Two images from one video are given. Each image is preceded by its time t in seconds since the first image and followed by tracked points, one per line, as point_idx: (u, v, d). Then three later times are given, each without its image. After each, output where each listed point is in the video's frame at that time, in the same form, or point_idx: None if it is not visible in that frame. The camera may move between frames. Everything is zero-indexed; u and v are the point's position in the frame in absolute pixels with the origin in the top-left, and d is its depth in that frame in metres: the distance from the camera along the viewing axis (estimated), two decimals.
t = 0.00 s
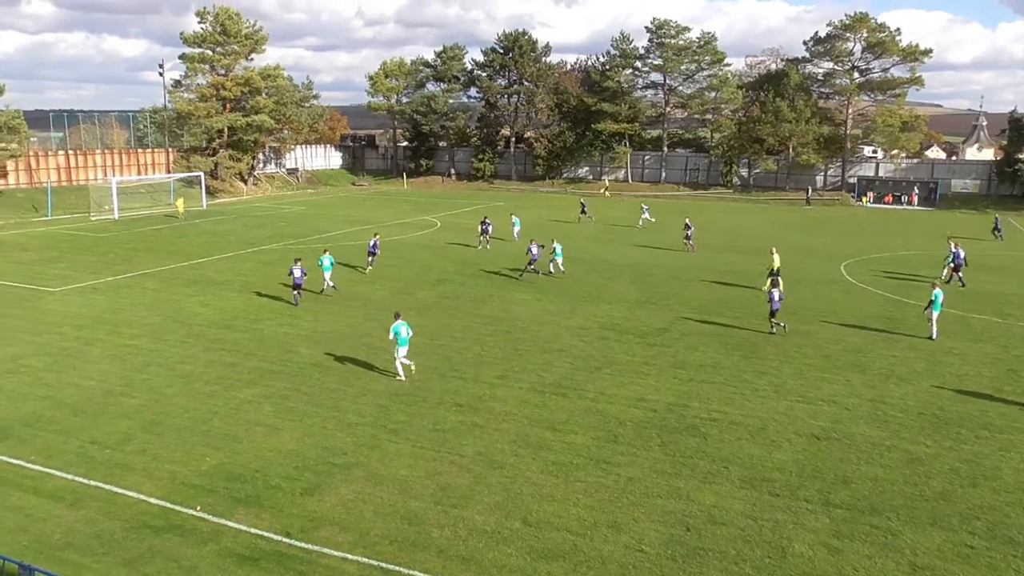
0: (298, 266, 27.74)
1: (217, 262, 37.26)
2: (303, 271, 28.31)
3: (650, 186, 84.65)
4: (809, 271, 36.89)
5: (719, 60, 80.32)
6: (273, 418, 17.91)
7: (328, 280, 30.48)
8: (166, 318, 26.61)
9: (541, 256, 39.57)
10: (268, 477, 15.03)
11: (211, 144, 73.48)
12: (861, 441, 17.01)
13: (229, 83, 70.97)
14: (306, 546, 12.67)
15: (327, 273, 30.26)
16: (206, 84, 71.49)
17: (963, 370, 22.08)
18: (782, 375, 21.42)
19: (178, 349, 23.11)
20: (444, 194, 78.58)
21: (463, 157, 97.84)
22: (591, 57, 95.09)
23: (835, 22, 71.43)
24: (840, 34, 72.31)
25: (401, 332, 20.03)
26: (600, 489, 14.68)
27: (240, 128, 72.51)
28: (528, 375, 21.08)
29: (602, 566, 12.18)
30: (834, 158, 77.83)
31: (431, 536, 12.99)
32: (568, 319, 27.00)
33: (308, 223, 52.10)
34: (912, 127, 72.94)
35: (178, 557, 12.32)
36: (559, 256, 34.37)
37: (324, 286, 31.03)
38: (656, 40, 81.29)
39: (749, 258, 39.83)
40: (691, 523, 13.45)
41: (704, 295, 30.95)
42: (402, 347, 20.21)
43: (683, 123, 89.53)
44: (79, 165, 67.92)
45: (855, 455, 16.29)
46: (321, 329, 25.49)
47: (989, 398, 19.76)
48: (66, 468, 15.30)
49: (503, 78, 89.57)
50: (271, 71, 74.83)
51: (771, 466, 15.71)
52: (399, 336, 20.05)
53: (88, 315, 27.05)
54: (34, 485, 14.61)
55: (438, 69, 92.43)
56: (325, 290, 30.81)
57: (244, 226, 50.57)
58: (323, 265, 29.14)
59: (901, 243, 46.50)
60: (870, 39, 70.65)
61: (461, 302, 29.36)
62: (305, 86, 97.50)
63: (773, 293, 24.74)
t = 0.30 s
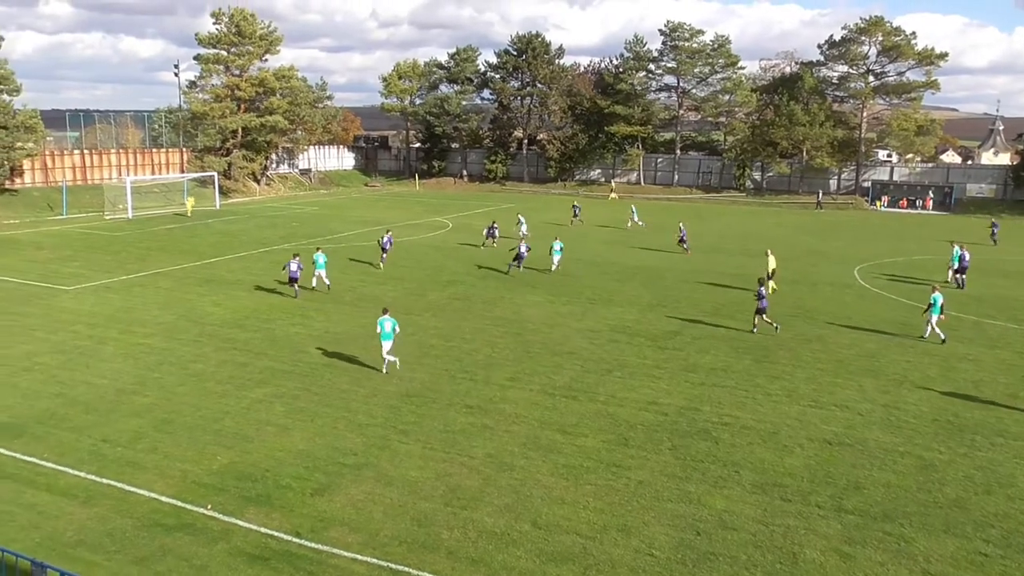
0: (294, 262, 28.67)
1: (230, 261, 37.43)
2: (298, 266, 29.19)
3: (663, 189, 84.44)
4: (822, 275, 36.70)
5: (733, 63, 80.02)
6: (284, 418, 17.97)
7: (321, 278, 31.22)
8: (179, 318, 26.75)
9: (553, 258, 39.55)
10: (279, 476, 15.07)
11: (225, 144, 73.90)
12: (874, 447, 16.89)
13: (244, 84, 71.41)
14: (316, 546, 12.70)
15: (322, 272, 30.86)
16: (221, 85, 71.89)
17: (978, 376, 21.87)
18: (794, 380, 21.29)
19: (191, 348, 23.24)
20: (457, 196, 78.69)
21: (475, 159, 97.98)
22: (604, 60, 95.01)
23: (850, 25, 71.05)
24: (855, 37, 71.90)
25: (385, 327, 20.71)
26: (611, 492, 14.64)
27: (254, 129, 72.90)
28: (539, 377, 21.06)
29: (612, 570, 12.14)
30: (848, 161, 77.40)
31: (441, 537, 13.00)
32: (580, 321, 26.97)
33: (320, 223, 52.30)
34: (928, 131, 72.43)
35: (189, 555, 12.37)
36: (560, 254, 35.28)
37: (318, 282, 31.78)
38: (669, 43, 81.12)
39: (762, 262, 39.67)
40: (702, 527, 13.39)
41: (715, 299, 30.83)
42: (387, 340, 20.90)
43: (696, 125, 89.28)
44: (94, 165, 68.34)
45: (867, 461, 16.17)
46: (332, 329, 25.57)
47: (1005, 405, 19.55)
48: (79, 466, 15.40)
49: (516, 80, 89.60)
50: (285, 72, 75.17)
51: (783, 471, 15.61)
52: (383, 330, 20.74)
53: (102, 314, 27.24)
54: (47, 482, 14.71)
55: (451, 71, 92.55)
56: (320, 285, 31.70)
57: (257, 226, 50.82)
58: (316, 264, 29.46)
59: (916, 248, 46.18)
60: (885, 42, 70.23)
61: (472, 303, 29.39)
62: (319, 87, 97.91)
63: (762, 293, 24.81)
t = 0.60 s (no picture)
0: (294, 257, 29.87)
1: (242, 262, 37.59)
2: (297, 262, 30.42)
3: (675, 193, 84.22)
4: (836, 280, 36.48)
5: (747, 67, 79.69)
6: (295, 419, 18.03)
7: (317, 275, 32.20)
8: (191, 318, 26.90)
9: (565, 261, 39.51)
10: (289, 477, 15.11)
11: (239, 145, 74.30)
12: (887, 453, 16.75)
13: (258, 86, 71.79)
14: (326, 547, 12.71)
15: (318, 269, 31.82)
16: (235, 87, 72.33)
17: (993, 384, 21.61)
18: (806, 385, 21.15)
19: (204, 348, 23.37)
20: (469, 198, 78.74)
21: (488, 161, 98.12)
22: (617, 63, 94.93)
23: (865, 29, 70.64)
24: (870, 42, 71.49)
25: (375, 322, 21.32)
26: (621, 496, 14.58)
27: (268, 130, 73.29)
28: (550, 380, 21.03)
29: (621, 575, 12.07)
30: (863, 166, 76.91)
31: (450, 539, 12.99)
32: (591, 325, 26.93)
33: (333, 225, 52.49)
34: (943, 136, 71.86)
35: (200, 555, 12.42)
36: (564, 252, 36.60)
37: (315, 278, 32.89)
38: (683, 47, 80.95)
39: (775, 267, 39.49)
40: (713, 532, 13.31)
41: (727, 303, 30.69)
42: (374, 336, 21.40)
43: (709, 130, 89.00)
44: (109, 165, 68.79)
45: (880, 468, 16.04)
46: (343, 331, 25.66)
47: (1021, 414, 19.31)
48: (91, 465, 15.50)
49: (530, 83, 89.68)
50: (299, 73, 75.60)
51: (794, 477, 15.51)
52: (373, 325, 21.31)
53: (116, 313, 27.43)
54: (60, 480, 14.83)
55: (464, 73, 92.74)
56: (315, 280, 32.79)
57: (269, 227, 51.06)
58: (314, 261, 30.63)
59: (931, 254, 45.79)
60: (901, 47, 69.80)
61: (483, 306, 29.40)
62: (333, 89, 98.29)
63: (748, 292, 25.52)
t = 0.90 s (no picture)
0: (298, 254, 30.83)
1: (254, 264, 37.77)
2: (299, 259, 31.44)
3: (686, 197, 84.01)
4: (849, 285, 36.25)
5: (759, 71, 79.42)
6: (306, 421, 18.06)
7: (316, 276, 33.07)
8: (203, 319, 27.04)
9: (575, 265, 39.46)
10: (299, 479, 15.15)
11: (252, 148, 74.69)
12: (899, 460, 16.62)
13: (270, 89, 72.12)
14: (335, 549, 12.73)
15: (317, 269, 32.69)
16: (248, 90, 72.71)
17: (1008, 390, 21.38)
18: (818, 391, 21.02)
19: (215, 350, 23.48)
20: (480, 201, 78.85)
21: (499, 164, 98.20)
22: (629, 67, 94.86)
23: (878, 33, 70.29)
24: (883, 46, 71.12)
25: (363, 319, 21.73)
26: (631, 501, 14.52)
27: (280, 133, 73.63)
28: (560, 384, 21.00)
29: None
30: (875, 171, 76.48)
31: (459, 543, 12.98)
32: (602, 328, 26.88)
33: (344, 227, 52.68)
34: (957, 140, 71.35)
35: (210, 556, 12.46)
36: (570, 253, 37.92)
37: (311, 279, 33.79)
38: (695, 51, 80.80)
39: (787, 271, 39.28)
40: (723, 538, 13.25)
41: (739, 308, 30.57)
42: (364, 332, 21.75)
43: (721, 133, 88.76)
44: (122, 167, 69.33)
45: (891, 474, 15.92)
46: (353, 333, 25.71)
47: None
48: (103, 465, 15.59)
49: (541, 86, 89.73)
50: (311, 76, 75.98)
51: (805, 483, 15.40)
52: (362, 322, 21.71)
53: (129, 315, 27.59)
54: (72, 480, 14.92)
55: (475, 77, 92.92)
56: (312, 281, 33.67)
57: (281, 229, 51.29)
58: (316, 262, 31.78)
59: (945, 259, 45.41)
60: (914, 51, 69.40)
61: (493, 309, 29.40)
62: (345, 92, 98.65)
63: (738, 291, 25.99)
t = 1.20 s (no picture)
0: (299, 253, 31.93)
1: (262, 266, 37.87)
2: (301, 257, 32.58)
3: (695, 200, 83.84)
4: (858, 289, 36.08)
5: (768, 74, 79.18)
6: (313, 422, 18.10)
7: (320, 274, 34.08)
8: (212, 321, 27.14)
9: (583, 267, 39.41)
10: (307, 481, 15.16)
11: (261, 150, 74.97)
12: (909, 465, 16.50)
13: (279, 91, 72.35)
14: (343, 551, 12.73)
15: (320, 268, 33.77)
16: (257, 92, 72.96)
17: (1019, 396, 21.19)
18: (827, 395, 20.91)
19: (223, 351, 23.56)
20: (488, 204, 78.85)
21: (507, 167, 98.24)
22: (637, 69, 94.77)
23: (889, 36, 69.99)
24: (893, 48, 70.81)
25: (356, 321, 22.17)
26: (639, 504, 14.47)
27: (288, 135, 73.84)
28: (568, 387, 20.95)
29: None
30: (885, 174, 76.13)
31: (467, 545, 12.96)
32: (610, 331, 26.83)
33: (352, 229, 52.78)
34: (968, 144, 70.96)
35: (218, 557, 12.48)
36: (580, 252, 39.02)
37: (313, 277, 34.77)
38: (704, 53, 80.65)
39: (797, 275, 39.13)
40: (731, 542, 13.19)
41: (747, 311, 30.46)
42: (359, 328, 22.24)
43: (730, 136, 88.56)
44: (132, 169, 69.69)
45: (901, 479, 15.81)
46: (361, 335, 25.75)
47: None
48: (113, 465, 15.66)
49: (549, 89, 89.75)
50: (320, 79, 76.19)
51: (815, 488, 15.32)
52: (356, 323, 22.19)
53: (138, 316, 27.70)
54: (82, 480, 14.98)
55: (484, 79, 93.02)
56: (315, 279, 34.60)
57: (290, 231, 51.43)
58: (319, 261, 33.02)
59: (956, 263, 45.13)
60: (925, 54, 69.06)
61: (501, 311, 29.39)
62: (354, 94, 98.93)
63: (724, 293, 26.45)
